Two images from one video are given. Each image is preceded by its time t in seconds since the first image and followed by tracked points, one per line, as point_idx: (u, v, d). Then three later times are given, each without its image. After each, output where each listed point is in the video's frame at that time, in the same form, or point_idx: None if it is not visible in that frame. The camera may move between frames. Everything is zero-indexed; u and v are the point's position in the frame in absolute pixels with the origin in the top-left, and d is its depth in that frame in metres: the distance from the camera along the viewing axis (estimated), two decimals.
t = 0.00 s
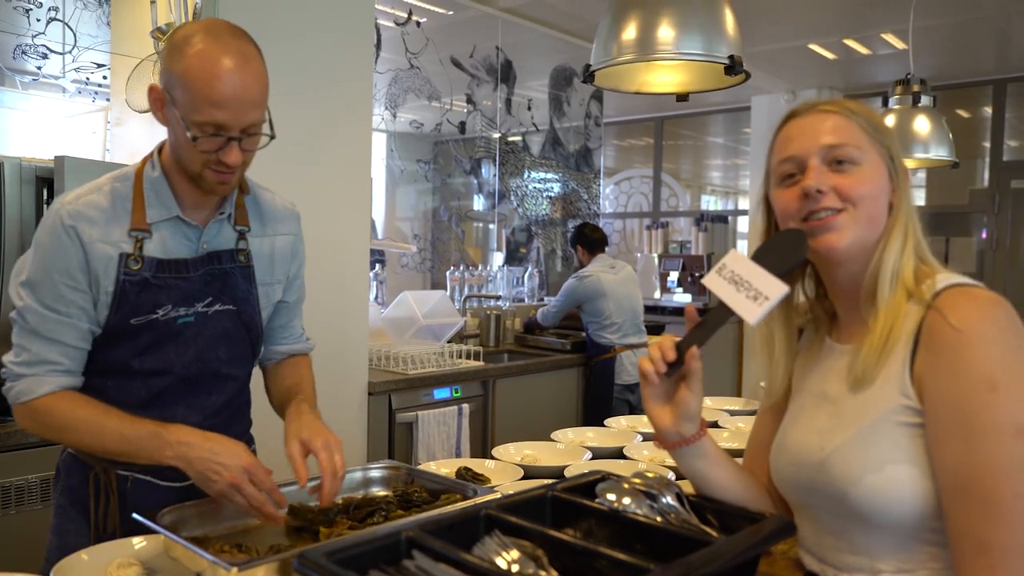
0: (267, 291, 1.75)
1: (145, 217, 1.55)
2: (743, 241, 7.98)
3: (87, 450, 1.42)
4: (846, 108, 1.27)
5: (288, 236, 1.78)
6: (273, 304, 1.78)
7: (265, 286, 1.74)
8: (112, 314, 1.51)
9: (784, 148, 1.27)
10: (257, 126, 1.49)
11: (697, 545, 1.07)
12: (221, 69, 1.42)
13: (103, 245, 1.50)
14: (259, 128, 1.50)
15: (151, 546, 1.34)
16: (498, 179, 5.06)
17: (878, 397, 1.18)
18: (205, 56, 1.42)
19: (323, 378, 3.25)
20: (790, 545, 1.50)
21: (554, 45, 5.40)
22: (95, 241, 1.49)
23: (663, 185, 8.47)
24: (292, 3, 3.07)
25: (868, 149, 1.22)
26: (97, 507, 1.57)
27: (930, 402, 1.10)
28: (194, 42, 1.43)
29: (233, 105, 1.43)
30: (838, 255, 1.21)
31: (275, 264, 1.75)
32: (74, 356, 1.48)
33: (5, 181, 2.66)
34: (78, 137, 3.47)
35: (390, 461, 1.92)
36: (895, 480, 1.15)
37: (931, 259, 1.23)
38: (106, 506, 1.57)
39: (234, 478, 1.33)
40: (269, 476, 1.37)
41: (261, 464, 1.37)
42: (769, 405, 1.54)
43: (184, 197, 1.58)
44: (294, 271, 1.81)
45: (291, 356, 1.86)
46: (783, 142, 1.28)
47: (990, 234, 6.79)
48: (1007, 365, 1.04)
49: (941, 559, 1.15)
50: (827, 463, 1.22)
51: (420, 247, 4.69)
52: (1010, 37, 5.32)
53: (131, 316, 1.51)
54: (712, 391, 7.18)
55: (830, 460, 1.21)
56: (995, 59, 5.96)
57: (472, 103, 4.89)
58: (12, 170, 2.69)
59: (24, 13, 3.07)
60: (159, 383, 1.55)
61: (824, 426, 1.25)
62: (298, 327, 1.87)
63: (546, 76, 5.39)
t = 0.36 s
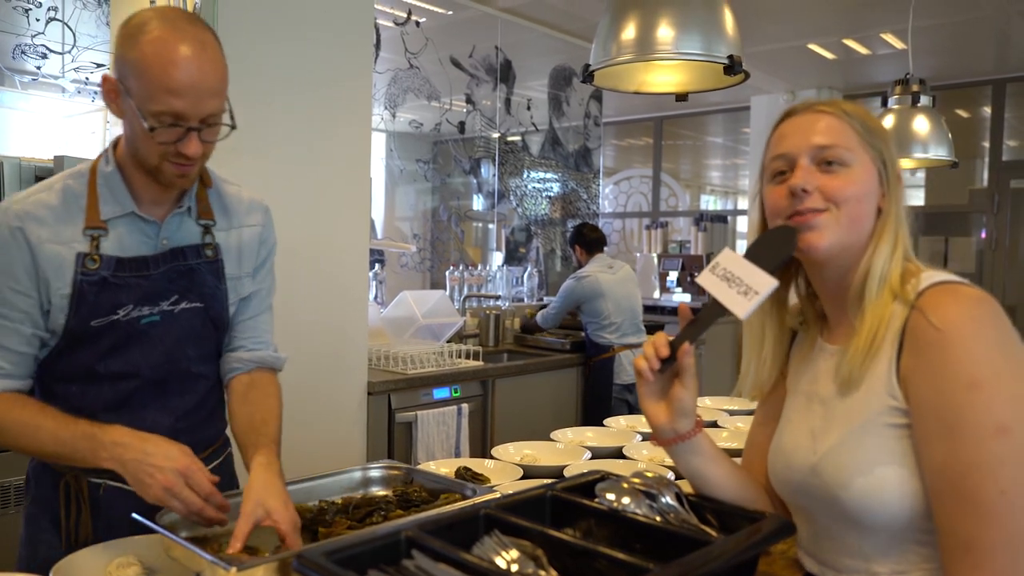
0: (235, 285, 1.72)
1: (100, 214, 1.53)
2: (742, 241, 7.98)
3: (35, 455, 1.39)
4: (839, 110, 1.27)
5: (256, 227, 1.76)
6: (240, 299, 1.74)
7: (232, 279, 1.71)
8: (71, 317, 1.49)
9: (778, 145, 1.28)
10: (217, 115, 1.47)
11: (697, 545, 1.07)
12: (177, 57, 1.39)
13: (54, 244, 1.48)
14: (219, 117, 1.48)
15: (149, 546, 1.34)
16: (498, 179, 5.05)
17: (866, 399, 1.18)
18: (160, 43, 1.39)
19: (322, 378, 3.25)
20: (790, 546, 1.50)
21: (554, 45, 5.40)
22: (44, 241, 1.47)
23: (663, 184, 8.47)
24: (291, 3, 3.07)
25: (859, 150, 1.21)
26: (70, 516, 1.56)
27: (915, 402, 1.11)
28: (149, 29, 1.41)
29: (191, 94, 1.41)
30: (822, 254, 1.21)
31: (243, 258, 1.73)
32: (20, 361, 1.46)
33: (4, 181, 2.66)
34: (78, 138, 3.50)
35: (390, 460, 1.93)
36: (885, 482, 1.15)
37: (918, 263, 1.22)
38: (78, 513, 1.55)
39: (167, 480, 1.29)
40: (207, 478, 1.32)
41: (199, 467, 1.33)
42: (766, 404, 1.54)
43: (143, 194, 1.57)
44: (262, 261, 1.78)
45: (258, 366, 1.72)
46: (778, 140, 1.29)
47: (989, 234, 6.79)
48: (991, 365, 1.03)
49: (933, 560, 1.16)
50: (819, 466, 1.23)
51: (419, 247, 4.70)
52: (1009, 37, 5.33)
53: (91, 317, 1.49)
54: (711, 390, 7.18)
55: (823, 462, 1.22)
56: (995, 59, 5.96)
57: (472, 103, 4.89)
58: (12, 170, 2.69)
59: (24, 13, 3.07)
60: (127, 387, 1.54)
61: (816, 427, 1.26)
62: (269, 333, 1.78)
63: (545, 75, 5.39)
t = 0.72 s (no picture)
0: (203, 277, 1.71)
1: (54, 217, 1.50)
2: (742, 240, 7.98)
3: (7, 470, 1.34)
4: (857, 101, 1.23)
5: (217, 216, 1.75)
6: (210, 292, 1.74)
7: (200, 272, 1.70)
8: (38, 326, 1.45)
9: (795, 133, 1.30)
10: (163, 102, 1.45)
11: (696, 545, 1.07)
12: (116, 44, 1.37)
13: (8, 250, 1.45)
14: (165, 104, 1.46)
15: (147, 546, 1.34)
16: (498, 179, 5.05)
17: (867, 407, 1.17)
18: (98, 29, 1.37)
19: (320, 378, 3.24)
20: (789, 544, 1.50)
21: (554, 45, 5.40)
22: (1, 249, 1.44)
23: (662, 184, 8.46)
24: (291, 2, 3.07)
25: (854, 146, 1.19)
26: (53, 522, 1.54)
27: (914, 416, 1.08)
28: (84, 15, 1.38)
29: (132, 81, 1.38)
30: (804, 245, 1.25)
31: (208, 249, 1.72)
32: None
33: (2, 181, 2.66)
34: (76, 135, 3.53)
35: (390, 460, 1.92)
36: (877, 492, 1.14)
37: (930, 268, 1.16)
38: (63, 521, 1.53)
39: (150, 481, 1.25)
40: (192, 480, 1.29)
41: (181, 468, 1.29)
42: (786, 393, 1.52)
43: (98, 190, 1.55)
44: (228, 252, 1.78)
45: (239, 358, 1.74)
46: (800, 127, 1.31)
47: (989, 233, 6.79)
48: (992, 382, 1.00)
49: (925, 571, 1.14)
50: (817, 466, 1.22)
51: (419, 247, 4.70)
52: (1009, 37, 5.33)
53: (60, 325, 1.47)
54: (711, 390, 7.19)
55: (818, 464, 1.22)
56: (995, 59, 5.96)
57: (471, 103, 4.90)
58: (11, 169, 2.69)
59: (24, 13, 2.92)
60: (104, 392, 1.53)
61: (813, 428, 1.27)
62: (246, 322, 1.80)
63: (545, 75, 5.39)
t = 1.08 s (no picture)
0: (197, 278, 1.67)
1: (51, 216, 1.47)
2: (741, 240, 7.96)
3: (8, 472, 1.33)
4: (872, 90, 1.12)
5: (212, 216, 1.71)
6: (205, 291, 1.70)
7: (194, 272, 1.66)
8: (36, 324, 1.43)
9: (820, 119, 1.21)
10: (160, 103, 1.43)
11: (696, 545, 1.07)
12: (112, 45, 1.35)
13: (7, 250, 1.42)
14: (162, 105, 1.44)
15: (146, 545, 1.34)
16: (496, 178, 5.04)
17: (874, 415, 1.08)
18: (94, 31, 1.35)
19: (319, 377, 3.25)
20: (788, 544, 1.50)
21: (552, 45, 5.40)
22: None
23: (661, 183, 8.45)
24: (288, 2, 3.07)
25: (867, 142, 1.10)
26: (49, 520, 1.50)
27: (920, 434, 0.98)
28: (80, 15, 1.36)
29: (129, 83, 1.36)
30: (818, 243, 1.18)
31: (202, 250, 1.68)
32: None
33: None
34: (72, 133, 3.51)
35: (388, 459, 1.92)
36: (871, 505, 1.07)
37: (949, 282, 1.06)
38: (59, 518, 1.50)
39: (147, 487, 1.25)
40: (192, 487, 1.27)
41: (182, 474, 1.28)
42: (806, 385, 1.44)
43: (94, 190, 1.52)
44: (223, 251, 1.74)
45: (241, 356, 1.73)
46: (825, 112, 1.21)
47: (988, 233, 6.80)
48: (1009, 412, 0.91)
49: None
50: (813, 468, 1.15)
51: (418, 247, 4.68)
52: (1006, 36, 5.34)
53: (57, 324, 1.45)
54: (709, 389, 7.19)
55: (817, 466, 1.13)
56: (994, 58, 5.97)
57: (470, 102, 4.90)
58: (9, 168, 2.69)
59: (24, 13, 2.94)
60: (101, 391, 1.50)
61: (818, 426, 1.17)
62: (245, 321, 1.77)
63: (544, 75, 5.40)
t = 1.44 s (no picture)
0: (236, 278, 1.72)
1: (101, 209, 1.55)
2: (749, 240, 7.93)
3: (53, 454, 1.39)
4: (904, 93, 1.08)
5: (253, 220, 1.76)
6: (243, 292, 1.75)
7: (232, 273, 1.71)
8: (77, 311, 1.50)
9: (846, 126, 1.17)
10: (202, 101, 1.50)
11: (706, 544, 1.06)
12: (159, 46, 1.43)
13: (58, 239, 1.50)
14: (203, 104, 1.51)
15: (158, 542, 1.35)
16: (504, 177, 5.04)
17: (897, 427, 1.03)
18: (142, 33, 1.43)
19: (328, 376, 3.25)
20: (802, 543, 1.50)
21: (560, 44, 5.40)
22: (50, 235, 1.49)
23: (669, 182, 8.41)
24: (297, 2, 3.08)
25: (898, 139, 1.05)
26: (81, 505, 1.58)
27: (942, 449, 0.93)
28: (130, 21, 1.45)
29: (172, 80, 1.44)
30: (847, 247, 1.11)
31: (241, 252, 1.73)
32: (42, 355, 1.46)
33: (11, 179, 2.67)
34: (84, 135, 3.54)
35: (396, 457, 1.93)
36: (887, 517, 1.03)
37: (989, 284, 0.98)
38: (91, 503, 1.57)
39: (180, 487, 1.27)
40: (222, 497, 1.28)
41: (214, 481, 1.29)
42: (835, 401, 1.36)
43: (141, 185, 1.58)
44: (264, 255, 1.79)
45: (280, 357, 1.77)
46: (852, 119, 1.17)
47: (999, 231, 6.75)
48: None
49: None
50: (832, 477, 1.11)
51: (426, 245, 4.67)
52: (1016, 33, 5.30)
53: (97, 312, 1.51)
54: (717, 388, 7.16)
55: (835, 475, 1.10)
56: (1004, 55, 5.93)
57: (478, 101, 4.90)
58: (20, 167, 2.70)
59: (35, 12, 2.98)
60: (134, 378, 1.56)
61: (844, 434, 1.12)
62: (284, 323, 1.82)
63: (551, 74, 5.39)
